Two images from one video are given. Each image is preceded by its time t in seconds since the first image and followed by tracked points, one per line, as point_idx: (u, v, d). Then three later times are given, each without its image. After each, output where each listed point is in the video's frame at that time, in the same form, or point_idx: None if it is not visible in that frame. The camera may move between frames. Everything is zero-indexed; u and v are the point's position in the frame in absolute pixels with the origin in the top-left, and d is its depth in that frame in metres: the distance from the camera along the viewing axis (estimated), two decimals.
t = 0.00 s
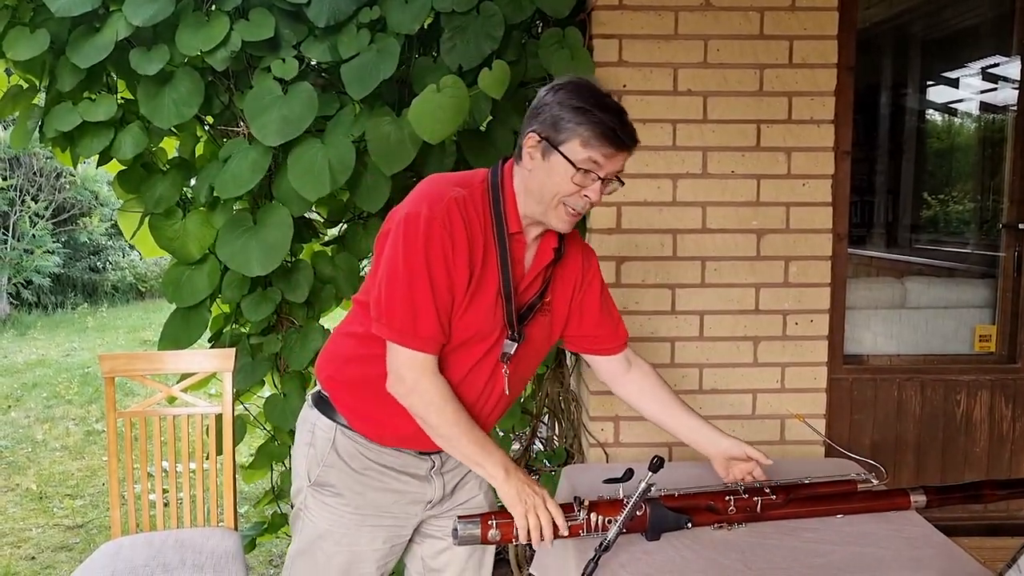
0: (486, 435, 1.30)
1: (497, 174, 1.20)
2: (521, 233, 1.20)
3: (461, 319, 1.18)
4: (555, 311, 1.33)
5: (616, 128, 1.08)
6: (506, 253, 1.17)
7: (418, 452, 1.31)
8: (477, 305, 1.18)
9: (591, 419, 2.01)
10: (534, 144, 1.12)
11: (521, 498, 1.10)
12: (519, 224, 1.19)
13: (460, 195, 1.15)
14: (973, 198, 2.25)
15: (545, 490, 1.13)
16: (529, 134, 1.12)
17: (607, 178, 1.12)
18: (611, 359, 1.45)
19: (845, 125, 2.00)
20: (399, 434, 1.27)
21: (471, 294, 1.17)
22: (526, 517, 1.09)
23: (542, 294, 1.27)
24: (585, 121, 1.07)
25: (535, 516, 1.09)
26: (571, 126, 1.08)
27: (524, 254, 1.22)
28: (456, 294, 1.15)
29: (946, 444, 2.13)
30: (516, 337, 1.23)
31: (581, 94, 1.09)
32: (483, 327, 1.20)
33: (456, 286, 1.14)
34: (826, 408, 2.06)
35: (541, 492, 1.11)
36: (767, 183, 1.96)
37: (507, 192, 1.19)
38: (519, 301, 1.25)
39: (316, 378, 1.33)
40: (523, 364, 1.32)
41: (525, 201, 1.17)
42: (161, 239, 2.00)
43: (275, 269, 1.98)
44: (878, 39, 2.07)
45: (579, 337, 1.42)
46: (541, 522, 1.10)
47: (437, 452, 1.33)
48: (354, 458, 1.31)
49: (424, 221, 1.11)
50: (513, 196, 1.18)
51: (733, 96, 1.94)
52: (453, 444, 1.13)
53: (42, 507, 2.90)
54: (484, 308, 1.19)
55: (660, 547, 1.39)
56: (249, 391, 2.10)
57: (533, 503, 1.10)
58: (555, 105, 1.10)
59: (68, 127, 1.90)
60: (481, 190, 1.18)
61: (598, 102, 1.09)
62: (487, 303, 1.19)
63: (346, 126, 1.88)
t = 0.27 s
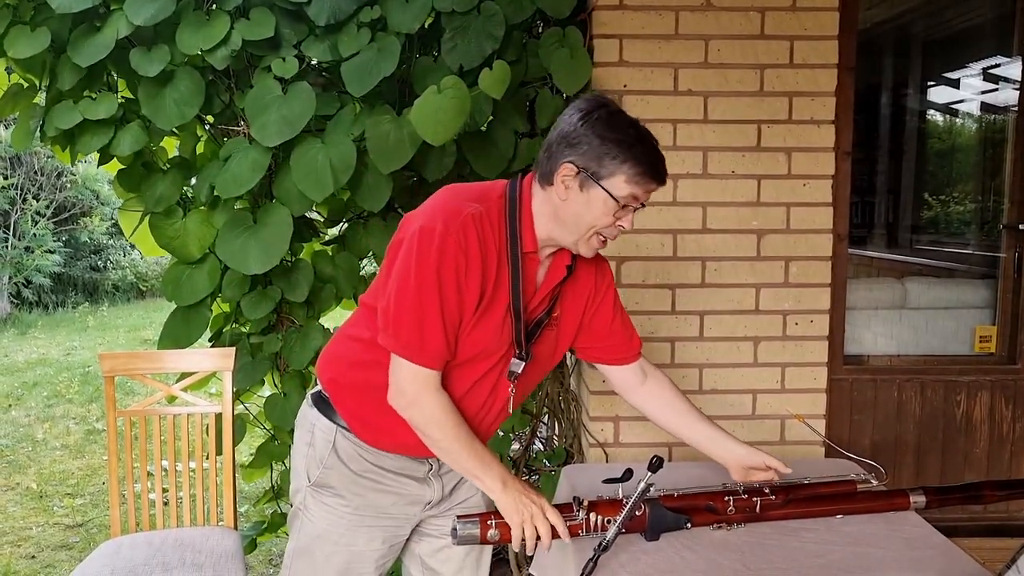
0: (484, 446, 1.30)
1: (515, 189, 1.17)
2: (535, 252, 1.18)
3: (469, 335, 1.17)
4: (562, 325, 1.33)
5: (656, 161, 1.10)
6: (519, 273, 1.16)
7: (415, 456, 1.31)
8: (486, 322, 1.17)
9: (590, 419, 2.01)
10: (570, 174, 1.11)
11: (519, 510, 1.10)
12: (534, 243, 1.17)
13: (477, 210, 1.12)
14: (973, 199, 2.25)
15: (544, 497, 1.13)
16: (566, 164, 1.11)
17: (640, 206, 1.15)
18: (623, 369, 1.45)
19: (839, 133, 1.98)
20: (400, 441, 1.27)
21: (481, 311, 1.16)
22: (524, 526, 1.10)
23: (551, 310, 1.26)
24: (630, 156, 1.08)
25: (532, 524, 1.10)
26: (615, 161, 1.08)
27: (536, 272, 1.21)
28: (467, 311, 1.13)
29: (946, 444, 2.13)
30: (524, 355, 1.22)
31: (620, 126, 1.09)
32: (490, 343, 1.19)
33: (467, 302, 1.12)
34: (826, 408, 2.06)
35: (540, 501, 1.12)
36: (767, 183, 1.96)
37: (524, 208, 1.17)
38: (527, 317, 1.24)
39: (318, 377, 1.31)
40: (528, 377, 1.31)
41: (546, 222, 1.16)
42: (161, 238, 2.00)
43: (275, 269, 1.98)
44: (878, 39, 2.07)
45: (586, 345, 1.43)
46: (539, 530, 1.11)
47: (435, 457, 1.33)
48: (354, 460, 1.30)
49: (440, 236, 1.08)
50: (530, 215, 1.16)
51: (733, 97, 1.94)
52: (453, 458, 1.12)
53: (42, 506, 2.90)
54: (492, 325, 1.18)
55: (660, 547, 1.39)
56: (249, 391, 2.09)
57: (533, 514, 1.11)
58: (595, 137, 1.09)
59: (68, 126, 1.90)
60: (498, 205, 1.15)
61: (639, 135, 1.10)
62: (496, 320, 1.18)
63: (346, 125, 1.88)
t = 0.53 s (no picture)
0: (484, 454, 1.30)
1: (529, 202, 1.16)
2: (547, 265, 1.17)
3: (476, 347, 1.16)
4: (569, 335, 1.34)
5: (673, 183, 1.11)
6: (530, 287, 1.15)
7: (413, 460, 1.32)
8: (494, 333, 1.16)
9: (591, 419, 2.01)
10: (588, 194, 1.11)
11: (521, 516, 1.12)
12: (546, 257, 1.16)
13: (490, 223, 1.11)
14: (974, 199, 2.24)
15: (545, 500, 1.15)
16: (584, 184, 1.10)
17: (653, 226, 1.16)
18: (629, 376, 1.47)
19: (846, 124, 2.00)
20: (401, 445, 1.27)
21: (490, 323, 1.15)
22: (526, 529, 1.12)
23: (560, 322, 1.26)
24: (649, 178, 1.08)
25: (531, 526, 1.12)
26: (634, 184, 1.08)
27: (546, 285, 1.20)
28: (476, 324, 1.12)
29: (946, 445, 2.13)
30: (535, 368, 1.22)
31: (638, 147, 1.09)
32: (496, 354, 1.19)
33: (477, 315, 1.11)
34: (826, 408, 2.05)
35: (543, 504, 1.14)
36: (767, 183, 1.96)
37: (538, 221, 1.16)
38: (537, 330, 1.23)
39: (319, 377, 1.32)
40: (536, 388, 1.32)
41: (558, 238, 1.16)
42: (162, 237, 2.00)
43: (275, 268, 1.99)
44: (878, 40, 2.07)
45: (593, 352, 1.43)
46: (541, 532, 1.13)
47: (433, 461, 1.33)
48: (353, 461, 1.31)
49: (453, 248, 1.07)
50: (543, 230, 1.15)
51: (734, 97, 1.94)
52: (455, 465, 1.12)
53: (42, 505, 2.91)
54: (500, 337, 1.17)
55: (659, 546, 1.39)
56: (250, 390, 2.09)
57: (536, 518, 1.13)
58: (614, 158, 1.08)
59: (69, 125, 1.90)
60: (512, 218, 1.14)
61: (656, 157, 1.10)
62: (504, 332, 1.17)
63: (346, 125, 1.89)
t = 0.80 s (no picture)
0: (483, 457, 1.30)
1: (529, 202, 1.16)
2: (548, 266, 1.17)
3: (478, 349, 1.16)
4: (572, 335, 1.33)
5: (671, 180, 1.11)
6: (532, 288, 1.15)
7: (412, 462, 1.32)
8: (496, 335, 1.16)
9: (591, 418, 2.01)
10: (587, 194, 1.10)
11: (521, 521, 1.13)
12: (548, 258, 1.16)
13: (492, 224, 1.11)
14: (974, 198, 2.24)
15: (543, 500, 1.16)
16: (582, 184, 1.10)
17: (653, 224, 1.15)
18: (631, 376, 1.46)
19: (842, 127, 2.00)
20: (403, 447, 1.27)
21: (492, 324, 1.15)
22: (524, 531, 1.14)
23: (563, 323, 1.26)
24: (647, 176, 1.08)
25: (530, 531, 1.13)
26: (632, 181, 1.08)
27: (548, 286, 1.20)
28: (478, 325, 1.11)
29: (947, 444, 2.13)
30: (539, 370, 1.22)
31: (635, 145, 1.10)
32: (498, 356, 1.18)
33: (479, 316, 1.11)
34: (827, 407, 2.05)
35: (542, 504, 1.15)
36: (768, 182, 1.96)
37: (539, 222, 1.16)
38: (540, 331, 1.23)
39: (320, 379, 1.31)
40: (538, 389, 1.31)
41: (559, 239, 1.15)
42: (162, 237, 2.00)
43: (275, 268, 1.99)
44: (879, 39, 2.07)
45: (598, 352, 1.43)
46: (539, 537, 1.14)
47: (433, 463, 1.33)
48: (353, 462, 1.31)
49: (455, 249, 1.06)
50: (545, 231, 1.15)
51: (734, 96, 1.94)
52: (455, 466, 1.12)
53: (43, 504, 2.91)
54: (502, 339, 1.17)
55: (659, 545, 1.39)
56: (250, 390, 2.09)
57: (535, 520, 1.14)
58: (611, 157, 1.09)
59: (69, 124, 1.90)
60: (512, 219, 1.14)
61: (653, 154, 1.10)
62: (506, 334, 1.17)
63: (346, 124, 1.89)
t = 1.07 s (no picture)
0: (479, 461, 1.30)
1: (516, 201, 1.16)
2: (538, 264, 1.17)
3: (471, 349, 1.16)
4: (564, 330, 1.32)
5: (656, 170, 1.11)
6: (522, 285, 1.15)
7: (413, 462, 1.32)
8: (489, 335, 1.16)
9: (592, 420, 2.01)
10: (572, 190, 1.11)
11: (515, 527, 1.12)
12: (537, 256, 1.16)
13: (478, 224, 1.11)
14: (975, 199, 2.24)
15: (534, 506, 1.15)
16: (567, 181, 1.10)
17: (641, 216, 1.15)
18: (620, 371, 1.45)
19: (845, 125, 2.00)
20: (401, 449, 1.27)
21: (484, 325, 1.15)
22: (518, 539, 1.12)
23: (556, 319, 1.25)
24: (629, 168, 1.08)
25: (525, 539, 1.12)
26: (615, 174, 1.08)
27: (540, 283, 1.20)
28: (469, 326, 1.11)
29: (948, 445, 2.13)
30: (531, 367, 1.22)
31: (617, 138, 1.09)
32: (492, 356, 1.18)
33: (470, 318, 1.11)
34: (827, 409, 2.06)
35: (532, 512, 1.14)
36: (768, 184, 1.96)
37: (526, 220, 1.16)
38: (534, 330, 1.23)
39: (318, 385, 1.32)
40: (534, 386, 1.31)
41: (548, 236, 1.15)
42: (163, 239, 2.00)
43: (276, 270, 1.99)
44: (879, 40, 2.07)
45: (592, 349, 1.42)
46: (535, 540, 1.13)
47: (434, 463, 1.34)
48: (353, 464, 1.31)
49: (442, 251, 1.06)
50: (533, 228, 1.15)
51: (734, 98, 1.94)
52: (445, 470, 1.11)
53: (43, 506, 2.91)
54: (495, 339, 1.17)
55: (661, 547, 1.39)
56: (251, 392, 2.09)
57: (525, 524, 1.13)
58: (594, 152, 1.09)
59: (69, 127, 1.90)
60: (500, 218, 1.14)
61: (636, 145, 1.10)
62: (499, 333, 1.17)
63: (346, 127, 1.89)
